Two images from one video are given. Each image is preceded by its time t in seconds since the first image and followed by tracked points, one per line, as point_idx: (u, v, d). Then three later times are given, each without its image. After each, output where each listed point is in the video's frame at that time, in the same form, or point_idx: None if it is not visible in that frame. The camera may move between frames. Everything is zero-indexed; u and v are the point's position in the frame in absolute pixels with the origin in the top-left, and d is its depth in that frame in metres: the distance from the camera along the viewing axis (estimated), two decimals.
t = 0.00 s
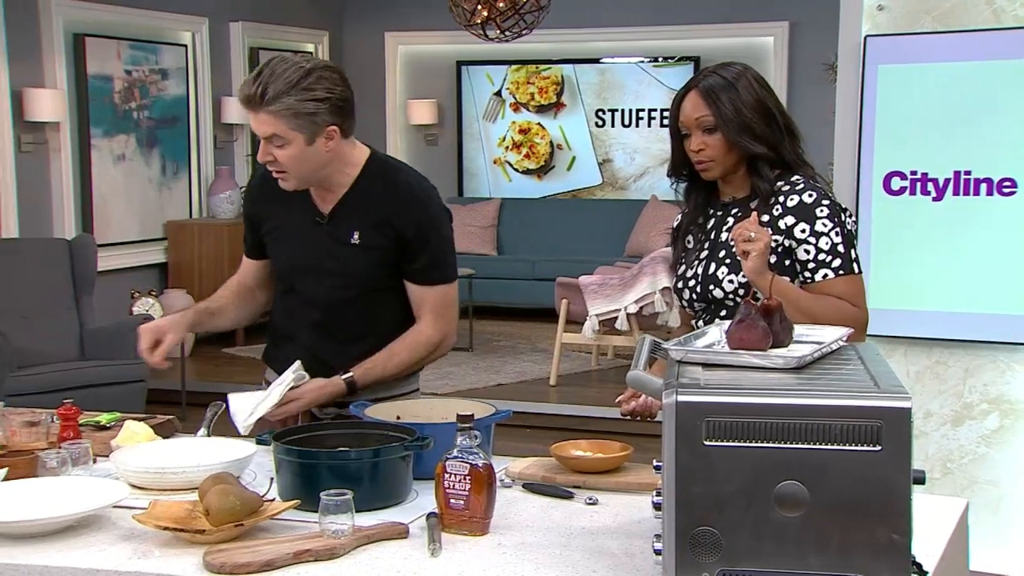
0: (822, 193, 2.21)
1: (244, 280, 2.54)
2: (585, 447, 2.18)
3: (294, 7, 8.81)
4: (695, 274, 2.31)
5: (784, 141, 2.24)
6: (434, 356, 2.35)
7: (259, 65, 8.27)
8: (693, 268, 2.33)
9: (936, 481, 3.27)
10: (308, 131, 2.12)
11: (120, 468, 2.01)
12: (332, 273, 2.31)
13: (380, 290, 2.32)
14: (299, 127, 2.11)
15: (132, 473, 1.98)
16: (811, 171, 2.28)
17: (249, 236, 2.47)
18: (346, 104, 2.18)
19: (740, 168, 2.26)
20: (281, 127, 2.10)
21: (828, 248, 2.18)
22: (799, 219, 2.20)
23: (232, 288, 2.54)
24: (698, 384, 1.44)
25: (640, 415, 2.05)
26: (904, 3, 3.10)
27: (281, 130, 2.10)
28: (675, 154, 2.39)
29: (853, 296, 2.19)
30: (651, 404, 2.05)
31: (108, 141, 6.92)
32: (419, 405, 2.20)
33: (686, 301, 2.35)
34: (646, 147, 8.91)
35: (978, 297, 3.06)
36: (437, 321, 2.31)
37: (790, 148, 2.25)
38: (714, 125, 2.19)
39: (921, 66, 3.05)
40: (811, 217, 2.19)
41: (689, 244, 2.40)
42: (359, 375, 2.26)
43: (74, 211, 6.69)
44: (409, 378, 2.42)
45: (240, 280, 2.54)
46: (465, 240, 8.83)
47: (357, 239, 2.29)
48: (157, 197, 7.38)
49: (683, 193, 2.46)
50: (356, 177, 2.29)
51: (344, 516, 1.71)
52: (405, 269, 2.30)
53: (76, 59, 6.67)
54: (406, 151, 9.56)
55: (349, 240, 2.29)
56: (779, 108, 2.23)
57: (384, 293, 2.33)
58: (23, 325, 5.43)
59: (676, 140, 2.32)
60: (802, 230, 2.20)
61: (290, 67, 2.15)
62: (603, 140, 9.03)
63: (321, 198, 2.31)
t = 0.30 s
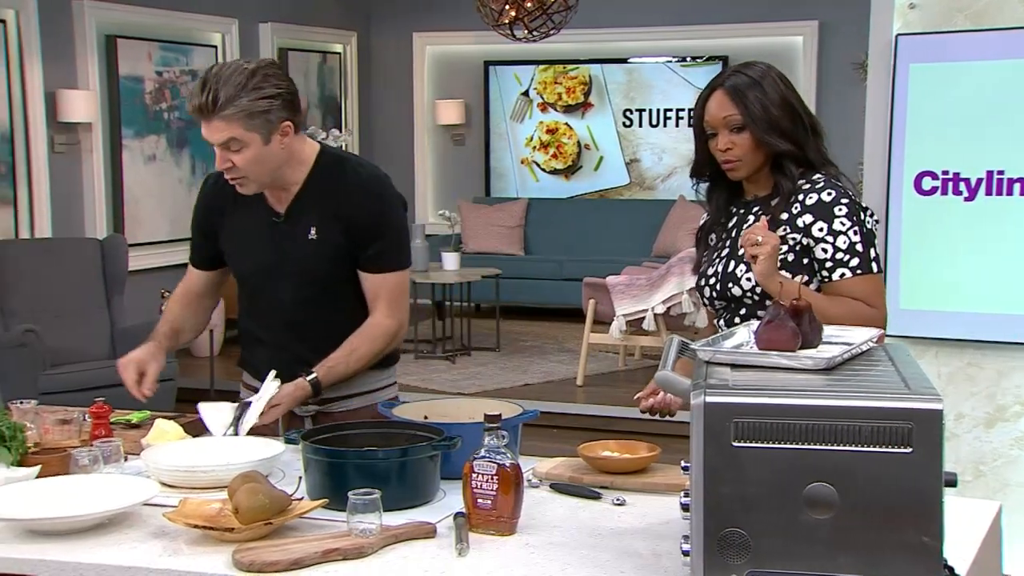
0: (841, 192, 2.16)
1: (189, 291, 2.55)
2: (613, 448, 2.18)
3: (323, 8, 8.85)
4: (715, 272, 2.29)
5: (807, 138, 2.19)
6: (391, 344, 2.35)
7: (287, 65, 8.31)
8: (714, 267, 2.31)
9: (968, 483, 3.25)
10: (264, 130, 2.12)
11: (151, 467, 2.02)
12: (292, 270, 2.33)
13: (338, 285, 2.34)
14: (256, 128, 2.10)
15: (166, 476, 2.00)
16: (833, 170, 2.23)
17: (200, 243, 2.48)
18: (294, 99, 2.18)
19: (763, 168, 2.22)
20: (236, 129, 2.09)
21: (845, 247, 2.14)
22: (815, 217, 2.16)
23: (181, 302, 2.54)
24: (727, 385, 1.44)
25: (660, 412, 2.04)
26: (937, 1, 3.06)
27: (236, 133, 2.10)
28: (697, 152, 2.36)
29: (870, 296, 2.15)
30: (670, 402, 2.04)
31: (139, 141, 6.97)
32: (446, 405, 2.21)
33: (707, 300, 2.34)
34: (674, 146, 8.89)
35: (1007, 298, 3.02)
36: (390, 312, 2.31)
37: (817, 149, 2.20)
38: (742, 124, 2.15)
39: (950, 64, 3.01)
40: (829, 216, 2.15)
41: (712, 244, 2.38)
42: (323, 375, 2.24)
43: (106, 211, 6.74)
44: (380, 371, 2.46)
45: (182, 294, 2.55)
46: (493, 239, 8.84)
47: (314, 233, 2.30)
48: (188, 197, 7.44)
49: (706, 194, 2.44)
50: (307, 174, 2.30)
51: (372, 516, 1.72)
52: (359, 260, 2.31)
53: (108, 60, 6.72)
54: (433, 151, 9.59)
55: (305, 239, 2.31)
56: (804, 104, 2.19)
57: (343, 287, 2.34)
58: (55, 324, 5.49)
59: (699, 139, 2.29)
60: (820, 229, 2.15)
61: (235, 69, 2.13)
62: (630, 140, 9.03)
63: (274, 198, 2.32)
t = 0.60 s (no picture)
0: (851, 191, 2.09)
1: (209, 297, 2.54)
2: (641, 448, 2.18)
3: (352, 8, 8.88)
4: (728, 274, 2.25)
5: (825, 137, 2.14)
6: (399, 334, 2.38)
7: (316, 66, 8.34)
8: (727, 268, 2.27)
9: (1001, 486, 3.18)
10: (276, 109, 2.15)
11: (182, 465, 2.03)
12: (296, 264, 2.33)
13: (342, 279, 2.35)
14: (272, 103, 2.14)
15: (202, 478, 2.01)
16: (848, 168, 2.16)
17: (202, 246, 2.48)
18: (308, 90, 2.23)
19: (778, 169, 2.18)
20: (250, 101, 2.12)
21: (855, 248, 2.07)
22: (825, 218, 2.10)
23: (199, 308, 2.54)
24: (756, 386, 1.43)
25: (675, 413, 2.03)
26: None
27: (250, 105, 2.12)
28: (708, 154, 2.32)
29: (881, 297, 2.08)
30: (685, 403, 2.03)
31: (170, 142, 7.02)
32: (473, 405, 2.21)
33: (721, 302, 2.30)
34: (702, 146, 8.86)
35: None
36: (398, 302, 2.35)
37: (833, 149, 2.16)
38: (761, 123, 2.11)
39: (981, 62, 2.98)
40: (838, 216, 2.09)
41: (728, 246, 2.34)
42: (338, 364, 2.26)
43: (137, 211, 6.79)
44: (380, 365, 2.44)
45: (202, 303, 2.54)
46: (520, 240, 8.84)
47: (318, 225, 2.32)
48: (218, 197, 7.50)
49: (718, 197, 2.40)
50: (307, 167, 2.33)
51: (400, 515, 1.72)
52: (364, 252, 2.34)
53: (141, 62, 6.76)
54: (461, 151, 9.60)
55: (308, 230, 2.32)
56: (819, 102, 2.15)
57: (348, 280, 2.36)
58: (87, 323, 5.53)
59: (712, 140, 2.25)
60: (828, 230, 2.09)
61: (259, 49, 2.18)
62: (659, 140, 9.01)
63: (275, 192, 2.34)
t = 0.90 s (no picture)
0: (850, 196, 2.05)
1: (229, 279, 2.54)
2: (662, 449, 2.17)
3: (374, 8, 8.89)
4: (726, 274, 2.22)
5: (829, 139, 2.10)
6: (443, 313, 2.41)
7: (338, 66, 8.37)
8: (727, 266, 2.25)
9: None
10: (342, 104, 2.18)
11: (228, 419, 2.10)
12: (339, 256, 2.33)
13: (385, 265, 2.37)
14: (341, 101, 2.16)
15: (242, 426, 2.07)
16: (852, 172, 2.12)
17: (233, 240, 2.47)
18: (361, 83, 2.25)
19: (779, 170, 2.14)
20: (324, 100, 2.13)
21: (850, 256, 2.03)
22: (822, 223, 2.05)
23: (217, 284, 2.54)
24: (777, 387, 1.42)
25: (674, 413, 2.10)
26: None
27: (324, 103, 2.14)
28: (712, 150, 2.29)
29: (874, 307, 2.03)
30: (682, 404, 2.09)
31: (193, 142, 7.05)
32: (494, 404, 2.21)
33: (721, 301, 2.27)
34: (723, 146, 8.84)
35: None
36: (448, 274, 2.40)
37: (836, 152, 2.12)
38: (758, 124, 2.08)
39: (1005, 61, 2.91)
40: (834, 222, 2.04)
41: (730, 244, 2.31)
42: (386, 320, 2.28)
43: (160, 210, 6.83)
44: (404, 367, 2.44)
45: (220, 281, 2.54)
46: (541, 240, 8.85)
47: (359, 217, 2.32)
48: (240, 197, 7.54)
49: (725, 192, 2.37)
50: (347, 159, 2.35)
51: (421, 515, 1.72)
52: (407, 237, 2.38)
53: (164, 63, 6.80)
54: (482, 151, 9.61)
55: (348, 222, 2.33)
56: (826, 103, 2.11)
57: (390, 268, 2.38)
58: (110, 322, 5.57)
59: (716, 136, 2.22)
60: (824, 236, 2.05)
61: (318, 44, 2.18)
62: (680, 140, 8.99)
63: (312, 185, 2.34)
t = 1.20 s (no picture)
0: (838, 209, 2.01)
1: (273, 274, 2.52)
2: (670, 449, 2.17)
3: (382, 9, 8.90)
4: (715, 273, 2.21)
5: (822, 143, 2.05)
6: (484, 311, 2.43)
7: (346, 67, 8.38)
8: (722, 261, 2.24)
9: None
10: (405, 104, 2.22)
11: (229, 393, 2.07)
12: (392, 251, 2.39)
13: (432, 262, 2.42)
14: (404, 99, 2.20)
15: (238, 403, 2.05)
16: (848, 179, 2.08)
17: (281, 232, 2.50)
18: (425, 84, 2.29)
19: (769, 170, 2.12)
20: (391, 98, 2.18)
21: (832, 269, 2.00)
22: (806, 234, 2.02)
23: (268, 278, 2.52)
24: (785, 387, 1.42)
25: (656, 403, 2.19)
26: None
27: (390, 102, 2.18)
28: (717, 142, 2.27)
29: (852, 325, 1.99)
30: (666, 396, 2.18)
31: (201, 142, 7.06)
32: (502, 405, 2.21)
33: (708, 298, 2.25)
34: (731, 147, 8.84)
35: None
36: (481, 277, 2.39)
37: (831, 157, 2.07)
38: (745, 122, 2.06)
39: (1014, 62, 2.90)
40: (818, 234, 2.01)
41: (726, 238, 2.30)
42: (412, 313, 2.28)
43: (169, 210, 6.84)
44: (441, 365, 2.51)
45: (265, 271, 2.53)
46: (549, 240, 8.85)
47: (410, 212, 2.38)
48: (248, 197, 7.55)
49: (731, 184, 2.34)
50: (403, 156, 2.38)
51: (428, 515, 1.72)
52: (451, 235, 2.41)
53: (173, 63, 6.81)
54: (490, 151, 9.61)
55: (400, 218, 2.38)
56: (825, 105, 2.05)
57: (437, 266, 2.43)
58: (118, 322, 5.58)
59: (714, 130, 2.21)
60: (807, 247, 2.02)
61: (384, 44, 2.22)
62: (688, 140, 8.99)
63: (366, 179, 2.38)
